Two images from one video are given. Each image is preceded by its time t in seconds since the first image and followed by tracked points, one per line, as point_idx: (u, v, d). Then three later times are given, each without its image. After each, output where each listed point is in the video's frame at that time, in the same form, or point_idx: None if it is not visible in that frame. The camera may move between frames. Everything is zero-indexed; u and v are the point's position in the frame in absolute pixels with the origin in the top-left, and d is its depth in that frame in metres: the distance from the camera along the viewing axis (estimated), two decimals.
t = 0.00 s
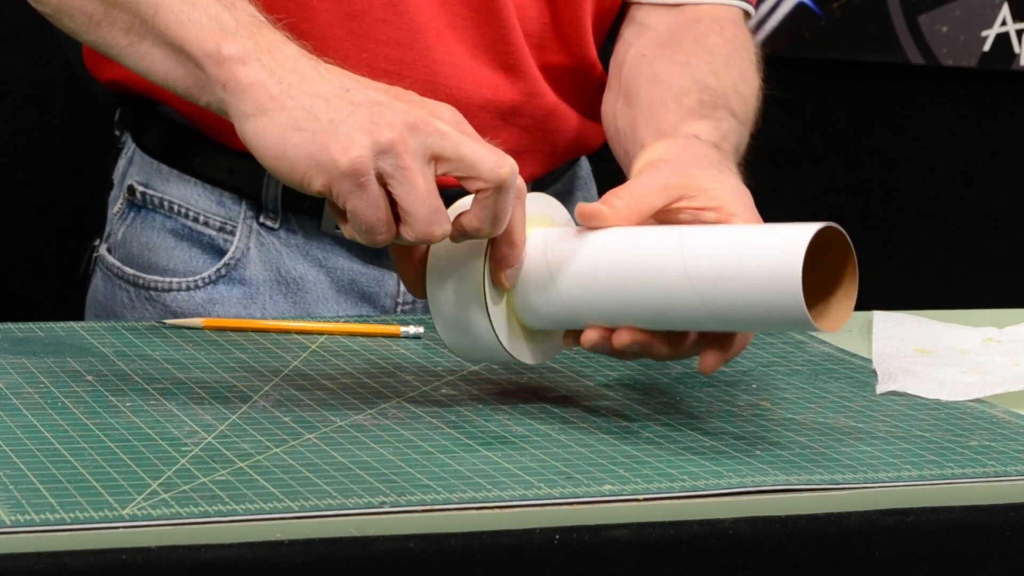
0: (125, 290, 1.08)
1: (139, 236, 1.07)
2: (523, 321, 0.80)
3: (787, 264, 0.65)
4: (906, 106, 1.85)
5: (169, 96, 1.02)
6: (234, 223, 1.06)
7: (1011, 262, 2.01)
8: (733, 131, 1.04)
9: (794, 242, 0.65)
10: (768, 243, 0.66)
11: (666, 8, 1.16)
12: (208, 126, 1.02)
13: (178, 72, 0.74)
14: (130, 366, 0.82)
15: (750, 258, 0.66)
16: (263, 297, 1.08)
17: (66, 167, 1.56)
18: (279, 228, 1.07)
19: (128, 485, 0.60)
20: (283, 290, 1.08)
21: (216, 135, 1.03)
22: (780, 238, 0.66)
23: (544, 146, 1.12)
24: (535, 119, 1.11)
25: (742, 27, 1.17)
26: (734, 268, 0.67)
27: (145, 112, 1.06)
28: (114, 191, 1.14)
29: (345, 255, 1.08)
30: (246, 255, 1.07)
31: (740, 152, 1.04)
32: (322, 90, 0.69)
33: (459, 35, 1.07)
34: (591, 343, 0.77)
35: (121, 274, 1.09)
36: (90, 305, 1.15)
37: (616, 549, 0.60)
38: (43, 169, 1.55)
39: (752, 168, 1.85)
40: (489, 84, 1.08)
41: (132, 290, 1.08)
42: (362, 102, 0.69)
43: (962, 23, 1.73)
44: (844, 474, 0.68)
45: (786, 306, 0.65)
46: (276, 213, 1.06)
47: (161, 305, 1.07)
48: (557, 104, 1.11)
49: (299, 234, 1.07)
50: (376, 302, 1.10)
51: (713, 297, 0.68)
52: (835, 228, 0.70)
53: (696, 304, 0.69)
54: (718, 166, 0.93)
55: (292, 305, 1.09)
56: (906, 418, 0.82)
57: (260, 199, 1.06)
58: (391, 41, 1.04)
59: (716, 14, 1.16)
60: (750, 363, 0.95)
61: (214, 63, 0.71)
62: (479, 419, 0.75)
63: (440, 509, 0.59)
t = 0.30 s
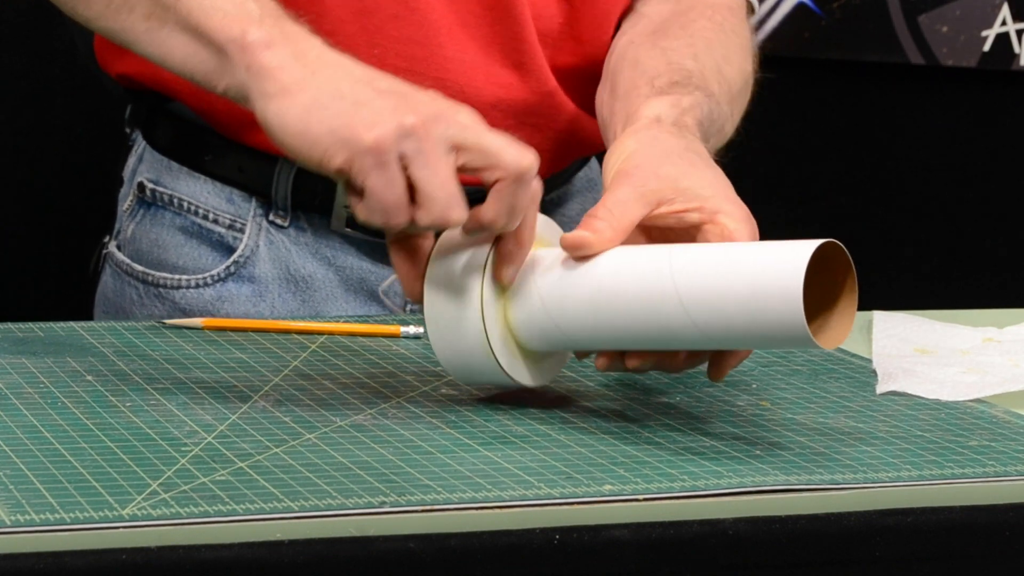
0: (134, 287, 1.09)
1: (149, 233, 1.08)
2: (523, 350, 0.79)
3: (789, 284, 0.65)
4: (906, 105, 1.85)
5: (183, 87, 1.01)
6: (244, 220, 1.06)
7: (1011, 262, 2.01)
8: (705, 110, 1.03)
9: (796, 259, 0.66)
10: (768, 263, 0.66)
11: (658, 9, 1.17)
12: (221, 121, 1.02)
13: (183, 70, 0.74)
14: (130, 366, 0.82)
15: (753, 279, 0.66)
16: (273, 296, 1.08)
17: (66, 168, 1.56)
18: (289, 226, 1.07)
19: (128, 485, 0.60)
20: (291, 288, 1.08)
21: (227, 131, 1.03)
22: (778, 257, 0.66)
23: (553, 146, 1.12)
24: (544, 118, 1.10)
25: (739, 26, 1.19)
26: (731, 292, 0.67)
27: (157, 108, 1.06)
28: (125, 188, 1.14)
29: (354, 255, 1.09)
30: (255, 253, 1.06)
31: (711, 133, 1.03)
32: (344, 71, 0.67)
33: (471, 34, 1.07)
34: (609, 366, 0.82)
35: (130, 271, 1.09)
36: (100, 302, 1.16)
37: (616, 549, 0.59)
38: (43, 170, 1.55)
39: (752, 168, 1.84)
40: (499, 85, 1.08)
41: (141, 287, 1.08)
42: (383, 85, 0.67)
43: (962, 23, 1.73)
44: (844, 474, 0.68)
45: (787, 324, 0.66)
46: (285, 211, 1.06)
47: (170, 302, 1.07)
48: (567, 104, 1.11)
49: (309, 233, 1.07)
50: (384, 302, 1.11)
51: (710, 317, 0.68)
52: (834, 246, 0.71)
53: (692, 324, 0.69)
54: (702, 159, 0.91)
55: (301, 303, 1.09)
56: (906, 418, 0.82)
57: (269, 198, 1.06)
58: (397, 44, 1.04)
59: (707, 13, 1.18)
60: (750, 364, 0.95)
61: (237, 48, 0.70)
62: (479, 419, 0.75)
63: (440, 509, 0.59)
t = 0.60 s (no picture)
0: (154, 285, 1.09)
1: (171, 232, 1.08)
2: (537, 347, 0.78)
3: (838, 317, 0.67)
4: (906, 105, 1.85)
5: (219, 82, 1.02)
6: (265, 219, 1.06)
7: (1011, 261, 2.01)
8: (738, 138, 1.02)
9: (845, 298, 0.68)
10: (814, 294, 0.68)
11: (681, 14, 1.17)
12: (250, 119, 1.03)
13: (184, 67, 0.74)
14: (129, 366, 0.82)
15: (795, 305, 0.68)
16: (294, 294, 1.08)
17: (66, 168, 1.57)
18: (310, 225, 1.06)
19: (128, 485, 0.60)
20: (313, 288, 1.08)
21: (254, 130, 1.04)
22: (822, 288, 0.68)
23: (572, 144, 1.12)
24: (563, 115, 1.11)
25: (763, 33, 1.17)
26: (770, 313, 0.69)
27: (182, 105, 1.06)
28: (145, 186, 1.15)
29: (376, 255, 1.08)
30: (276, 252, 1.07)
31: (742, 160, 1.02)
32: None
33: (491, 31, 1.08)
34: (615, 373, 0.77)
35: (150, 268, 1.09)
36: (117, 299, 1.16)
37: (616, 549, 0.60)
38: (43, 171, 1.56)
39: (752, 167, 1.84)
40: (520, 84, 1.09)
41: (161, 285, 1.08)
42: None
43: (962, 23, 1.73)
44: (844, 474, 0.68)
45: (814, 351, 0.68)
46: (307, 210, 1.06)
47: (191, 300, 1.08)
48: (589, 102, 1.12)
49: (331, 233, 1.06)
50: (406, 302, 1.10)
51: (731, 335, 0.70)
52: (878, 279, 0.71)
53: (714, 341, 0.71)
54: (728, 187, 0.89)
55: (322, 303, 1.09)
56: (906, 418, 0.82)
57: (291, 196, 1.05)
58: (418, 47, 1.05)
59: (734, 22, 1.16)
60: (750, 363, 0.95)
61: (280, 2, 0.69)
62: (479, 419, 0.75)
63: (440, 509, 0.59)
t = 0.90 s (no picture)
0: (157, 280, 1.07)
1: (174, 228, 1.07)
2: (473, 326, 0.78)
3: (780, 357, 0.68)
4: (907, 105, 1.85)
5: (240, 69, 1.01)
6: (267, 216, 1.04)
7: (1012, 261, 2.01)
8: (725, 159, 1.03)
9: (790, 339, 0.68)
10: (760, 330, 0.69)
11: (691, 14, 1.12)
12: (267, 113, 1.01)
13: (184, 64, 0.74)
14: (129, 366, 0.82)
15: (739, 336, 0.69)
16: (294, 291, 1.07)
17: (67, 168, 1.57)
18: (312, 222, 1.05)
19: (128, 484, 0.60)
20: (314, 285, 1.07)
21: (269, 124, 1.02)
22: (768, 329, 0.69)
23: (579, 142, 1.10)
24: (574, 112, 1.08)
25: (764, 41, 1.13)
26: (712, 340, 0.70)
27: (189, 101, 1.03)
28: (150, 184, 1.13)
29: (378, 254, 1.08)
30: (278, 248, 1.05)
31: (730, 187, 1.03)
32: None
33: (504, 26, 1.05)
34: (546, 368, 0.76)
35: (154, 264, 1.07)
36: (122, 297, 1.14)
37: (616, 549, 0.60)
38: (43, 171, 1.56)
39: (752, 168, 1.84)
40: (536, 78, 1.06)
41: (164, 281, 1.07)
42: None
43: (962, 23, 1.72)
44: (844, 474, 0.68)
45: (756, 385, 0.69)
46: (309, 207, 1.04)
47: (191, 296, 1.06)
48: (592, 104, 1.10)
49: (332, 229, 1.05)
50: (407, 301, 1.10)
51: (673, 358, 0.71)
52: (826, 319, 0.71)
53: (657, 361, 0.71)
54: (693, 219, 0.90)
55: (322, 300, 1.08)
56: (906, 418, 0.82)
57: (293, 194, 1.04)
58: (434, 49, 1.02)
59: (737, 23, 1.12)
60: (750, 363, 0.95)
61: None
62: (479, 419, 0.75)
63: (440, 509, 0.59)
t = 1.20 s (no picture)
0: (177, 288, 1.08)
1: (191, 234, 1.07)
2: (467, 307, 0.77)
3: (775, 337, 0.67)
4: (907, 105, 1.85)
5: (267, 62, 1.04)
6: (290, 221, 1.06)
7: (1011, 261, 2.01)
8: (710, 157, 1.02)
9: (786, 318, 0.67)
10: (756, 308, 0.68)
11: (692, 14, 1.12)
12: (284, 110, 1.05)
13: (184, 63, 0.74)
14: (129, 366, 0.82)
15: (735, 318, 0.68)
16: (319, 295, 1.10)
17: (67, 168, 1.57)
18: (334, 227, 1.07)
19: (128, 484, 0.60)
20: (337, 288, 1.10)
21: (285, 121, 1.06)
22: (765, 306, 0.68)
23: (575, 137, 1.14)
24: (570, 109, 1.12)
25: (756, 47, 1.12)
26: (706, 319, 0.69)
27: (206, 105, 1.03)
28: (153, 188, 1.13)
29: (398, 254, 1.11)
30: (302, 253, 1.08)
31: (714, 183, 1.02)
32: None
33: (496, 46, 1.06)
34: (537, 350, 0.75)
35: (170, 271, 1.08)
36: (130, 303, 1.14)
37: (616, 549, 0.60)
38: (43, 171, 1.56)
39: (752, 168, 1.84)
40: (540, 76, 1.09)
41: (184, 289, 1.08)
42: None
43: (962, 23, 1.72)
44: (844, 474, 0.68)
45: (752, 364, 0.68)
46: (331, 211, 1.06)
47: (216, 304, 1.07)
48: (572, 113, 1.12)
49: (353, 232, 1.08)
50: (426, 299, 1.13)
51: (668, 338, 0.70)
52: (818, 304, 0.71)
53: (647, 339, 0.71)
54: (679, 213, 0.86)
55: (347, 303, 1.11)
56: (906, 418, 0.82)
57: (315, 198, 1.06)
58: (456, 50, 1.05)
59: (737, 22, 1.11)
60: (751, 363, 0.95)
61: None
62: (479, 419, 0.75)
63: (440, 509, 0.59)
